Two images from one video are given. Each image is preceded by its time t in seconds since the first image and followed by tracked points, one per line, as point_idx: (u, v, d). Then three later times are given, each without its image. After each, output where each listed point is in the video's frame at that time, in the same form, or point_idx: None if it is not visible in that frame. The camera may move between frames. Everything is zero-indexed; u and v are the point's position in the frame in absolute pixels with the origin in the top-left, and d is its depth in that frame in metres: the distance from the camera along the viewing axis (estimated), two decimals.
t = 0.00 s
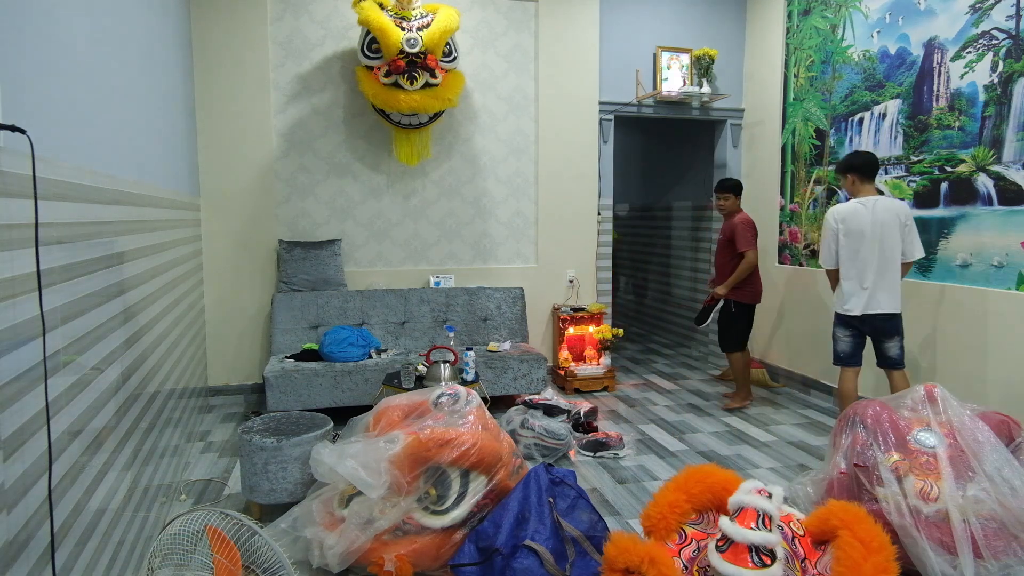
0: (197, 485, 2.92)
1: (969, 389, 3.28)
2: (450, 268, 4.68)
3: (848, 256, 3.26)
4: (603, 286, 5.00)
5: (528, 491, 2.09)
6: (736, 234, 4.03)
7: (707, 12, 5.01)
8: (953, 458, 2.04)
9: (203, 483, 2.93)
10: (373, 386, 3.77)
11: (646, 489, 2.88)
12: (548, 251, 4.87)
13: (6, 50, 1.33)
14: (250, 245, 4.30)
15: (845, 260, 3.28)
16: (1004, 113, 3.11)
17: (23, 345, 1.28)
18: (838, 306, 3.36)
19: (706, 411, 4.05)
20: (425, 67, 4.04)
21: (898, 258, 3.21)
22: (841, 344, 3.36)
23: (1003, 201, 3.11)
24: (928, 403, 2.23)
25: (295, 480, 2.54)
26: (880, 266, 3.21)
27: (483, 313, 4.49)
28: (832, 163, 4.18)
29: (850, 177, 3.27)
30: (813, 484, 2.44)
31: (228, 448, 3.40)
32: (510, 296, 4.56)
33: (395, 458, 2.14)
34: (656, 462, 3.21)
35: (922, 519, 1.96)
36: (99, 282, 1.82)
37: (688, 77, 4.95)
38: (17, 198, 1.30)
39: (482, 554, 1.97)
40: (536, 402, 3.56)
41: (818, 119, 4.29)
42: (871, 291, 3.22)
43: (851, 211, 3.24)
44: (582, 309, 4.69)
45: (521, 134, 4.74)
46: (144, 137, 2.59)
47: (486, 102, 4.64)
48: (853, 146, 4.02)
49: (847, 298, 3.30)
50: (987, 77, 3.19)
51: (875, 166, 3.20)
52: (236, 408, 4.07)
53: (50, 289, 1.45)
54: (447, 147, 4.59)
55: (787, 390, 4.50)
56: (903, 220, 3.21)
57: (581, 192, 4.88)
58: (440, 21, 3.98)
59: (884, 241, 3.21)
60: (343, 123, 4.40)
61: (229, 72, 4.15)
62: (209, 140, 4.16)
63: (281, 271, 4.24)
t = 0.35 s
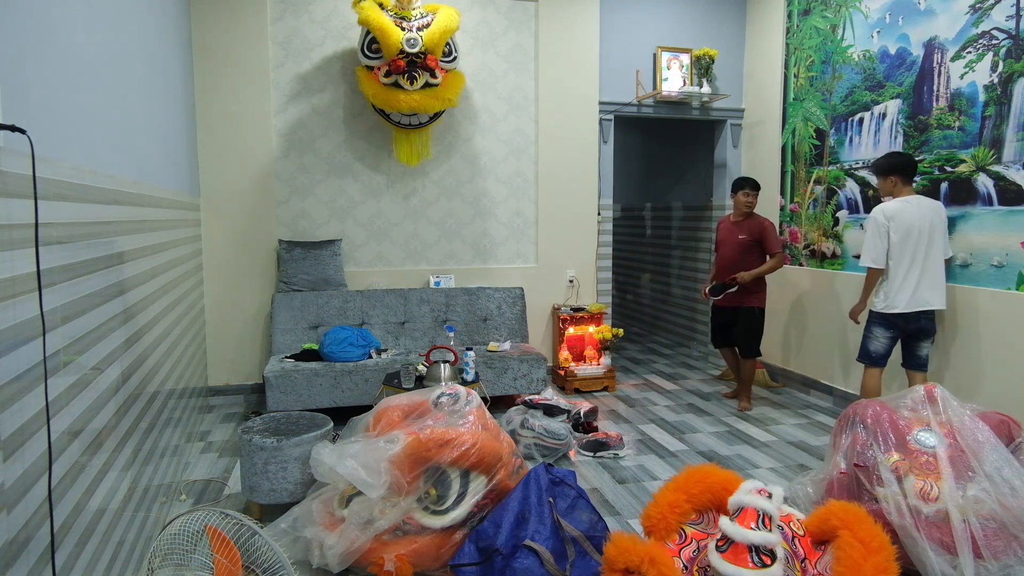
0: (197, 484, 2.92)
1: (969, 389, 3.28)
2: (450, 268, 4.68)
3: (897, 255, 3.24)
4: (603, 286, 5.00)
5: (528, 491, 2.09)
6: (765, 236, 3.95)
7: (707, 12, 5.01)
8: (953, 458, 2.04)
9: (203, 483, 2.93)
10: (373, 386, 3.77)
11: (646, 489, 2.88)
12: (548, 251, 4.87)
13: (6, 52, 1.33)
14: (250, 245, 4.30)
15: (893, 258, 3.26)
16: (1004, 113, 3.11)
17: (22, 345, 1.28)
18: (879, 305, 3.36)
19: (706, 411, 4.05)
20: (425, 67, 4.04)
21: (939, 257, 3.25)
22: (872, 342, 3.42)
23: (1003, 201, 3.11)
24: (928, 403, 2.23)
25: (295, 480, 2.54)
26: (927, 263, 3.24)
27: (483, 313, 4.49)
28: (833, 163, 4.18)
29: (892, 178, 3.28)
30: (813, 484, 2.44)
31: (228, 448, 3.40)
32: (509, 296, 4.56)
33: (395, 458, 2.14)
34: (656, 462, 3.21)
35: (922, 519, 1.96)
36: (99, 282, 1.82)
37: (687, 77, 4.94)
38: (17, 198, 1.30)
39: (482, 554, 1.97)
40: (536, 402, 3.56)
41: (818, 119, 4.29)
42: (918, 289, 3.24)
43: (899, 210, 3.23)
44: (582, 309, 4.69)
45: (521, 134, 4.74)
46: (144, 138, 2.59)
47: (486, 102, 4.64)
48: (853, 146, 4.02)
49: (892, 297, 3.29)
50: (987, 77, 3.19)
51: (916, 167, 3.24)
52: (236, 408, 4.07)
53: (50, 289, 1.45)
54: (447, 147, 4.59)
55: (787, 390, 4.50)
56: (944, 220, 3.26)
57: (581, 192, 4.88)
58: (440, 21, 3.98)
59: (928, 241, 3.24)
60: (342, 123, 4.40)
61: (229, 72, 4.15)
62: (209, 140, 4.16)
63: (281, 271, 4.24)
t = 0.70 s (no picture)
0: (197, 484, 2.92)
1: (970, 389, 3.28)
2: (450, 268, 4.68)
3: (930, 253, 3.18)
4: (603, 286, 4.99)
5: (528, 491, 2.09)
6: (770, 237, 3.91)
7: (707, 12, 5.01)
8: (953, 458, 2.04)
9: (203, 483, 2.93)
10: (373, 386, 3.77)
11: (646, 489, 2.88)
12: (548, 251, 4.87)
13: (7, 53, 1.33)
14: (250, 245, 4.30)
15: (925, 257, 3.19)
16: (1005, 113, 3.11)
17: (23, 346, 1.28)
18: (909, 307, 3.26)
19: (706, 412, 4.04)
20: (425, 67, 4.04)
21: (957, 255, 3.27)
22: (909, 347, 3.29)
23: (1003, 201, 3.11)
24: (928, 403, 2.23)
25: (295, 480, 2.54)
26: (955, 260, 3.22)
27: (483, 313, 4.49)
28: (833, 163, 4.18)
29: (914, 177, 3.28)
30: (813, 484, 2.44)
31: (228, 448, 3.39)
32: (510, 296, 4.56)
33: (395, 458, 2.14)
34: (656, 462, 3.21)
35: (922, 520, 1.96)
36: (99, 282, 1.82)
37: (687, 77, 4.94)
38: (17, 198, 1.30)
39: (482, 554, 1.97)
40: (536, 402, 3.56)
41: (818, 119, 4.29)
42: (948, 287, 3.21)
43: (929, 206, 3.20)
44: (582, 309, 4.69)
45: (521, 134, 4.74)
46: (144, 138, 2.59)
47: (486, 102, 4.64)
48: (853, 146, 4.02)
49: (926, 297, 3.21)
50: (987, 77, 3.19)
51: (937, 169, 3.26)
52: (236, 408, 4.07)
53: (50, 289, 1.45)
54: (447, 147, 4.59)
55: (787, 390, 4.50)
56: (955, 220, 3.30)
57: (581, 192, 4.88)
58: (440, 21, 3.98)
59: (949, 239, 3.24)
60: (342, 123, 4.40)
61: (229, 72, 4.15)
62: (209, 141, 4.16)
63: (281, 271, 4.24)
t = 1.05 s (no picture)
0: (197, 484, 2.92)
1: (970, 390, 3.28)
2: (450, 268, 4.68)
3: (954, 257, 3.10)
4: (603, 286, 4.99)
5: (528, 491, 2.09)
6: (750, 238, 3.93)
7: (707, 12, 5.01)
8: (953, 458, 2.04)
9: (203, 483, 2.93)
10: (373, 386, 3.77)
11: (646, 489, 2.88)
12: (548, 251, 4.87)
13: (7, 53, 1.34)
14: (250, 245, 4.30)
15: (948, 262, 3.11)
16: (1005, 113, 3.11)
17: (23, 346, 1.28)
18: (943, 314, 3.13)
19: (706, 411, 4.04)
20: (425, 67, 4.04)
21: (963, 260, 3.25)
22: (954, 356, 3.14)
23: (1003, 201, 3.11)
24: (928, 403, 2.23)
25: (295, 480, 2.54)
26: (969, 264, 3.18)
27: (483, 313, 4.49)
28: (833, 163, 4.18)
29: (924, 179, 3.20)
30: (813, 484, 2.44)
31: (228, 448, 3.39)
32: (510, 296, 4.56)
33: (395, 458, 2.14)
34: (656, 462, 3.21)
35: (922, 520, 1.96)
36: (99, 282, 1.82)
37: (687, 77, 4.95)
38: (17, 198, 1.30)
39: (482, 554, 1.97)
40: (536, 402, 3.56)
41: (818, 119, 4.29)
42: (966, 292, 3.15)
43: (951, 208, 3.11)
44: (582, 309, 4.69)
45: (521, 134, 4.74)
46: (144, 138, 2.59)
47: (486, 102, 4.64)
48: (853, 146, 4.02)
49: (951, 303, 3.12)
50: (987, 77, 3.19)
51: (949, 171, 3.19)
52: (236, 408, 4.07)
53: (50, 289, 1.45)
54: (447, 147, 4.59)
55: (787, 390, 4.50)
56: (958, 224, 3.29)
57: (581, 193, 4.88)
58: (440, 21, 3.98)
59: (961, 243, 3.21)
60: (342, 123, 4.40)
61: (229, 72, 4.15)
62: (209, 141, 4.16)
63: (281, 271, 4.24)
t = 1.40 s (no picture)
0: (197, 484, 2.92)
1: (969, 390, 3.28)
2: (450, 268, 4.68)
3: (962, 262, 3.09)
4: (603, 286, 4.99)
5: (528, 491, 2.09)
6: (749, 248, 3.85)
7: (707, 12, 5.01)
8: (953, 458, 2.04)
9: (203, 483, 2.93)
10: (373, 386, 3.77)
11: (646, 489, 2.88)
12: (548, 251, 4.87)
13: (7, 52, 1.33)
14: (250, 245, 4.30)
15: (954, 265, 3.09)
16: (1004, 113, 3.11)
17: (23, 346, 1.28)
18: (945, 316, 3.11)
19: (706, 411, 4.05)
20: (425, 67, 4.04)
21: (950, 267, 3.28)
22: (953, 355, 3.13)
23: (1003, 200, 3.11)
24: (928, 403, 2.23)
25: (295, 480, 2.54)
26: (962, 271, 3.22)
27: (483, 313, 4.49)
28: (833, 163, 4.18)
29: (932, 177, 3.16)
30: (813, 484, 2.44)
31: (228, 448, 3.39)
32: (510, 296, 4.56)
33: (395, 458, 2.14)
34: (656, 462, 3.21)
35: (922, 519, 1.96)
36: (99, 281, 1.83)
37: (688, 77, 4.95)
38: (17, 198, 1.29)
39: (482, 554, 1.97)
40: (536, 402, 3.56)
41: (818, 119, 4.29)
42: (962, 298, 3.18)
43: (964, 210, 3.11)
44: (582, 309, 4.69)
45: (521, 134, 4.74)
46: (144, 138, 2.59)
47: (486, 101, 4.64)
48: (853, 146, 4.02)
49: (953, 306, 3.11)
50: (987, 77, 3.19)
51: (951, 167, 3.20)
52: (236, 408, 4.07)
53: (50, 288, 1.45)
54: (447, 147, 4.59)
55: (787, 390, 4.50)
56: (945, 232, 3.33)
57: (581, 192, 4.88)
58: (440, 21, 3.98)
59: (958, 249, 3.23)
60: (342, 123, 4.40)
61: (229, 72, 4.15)
62: (209, 141, 4.16)
63: (281, 271, 4.24)
